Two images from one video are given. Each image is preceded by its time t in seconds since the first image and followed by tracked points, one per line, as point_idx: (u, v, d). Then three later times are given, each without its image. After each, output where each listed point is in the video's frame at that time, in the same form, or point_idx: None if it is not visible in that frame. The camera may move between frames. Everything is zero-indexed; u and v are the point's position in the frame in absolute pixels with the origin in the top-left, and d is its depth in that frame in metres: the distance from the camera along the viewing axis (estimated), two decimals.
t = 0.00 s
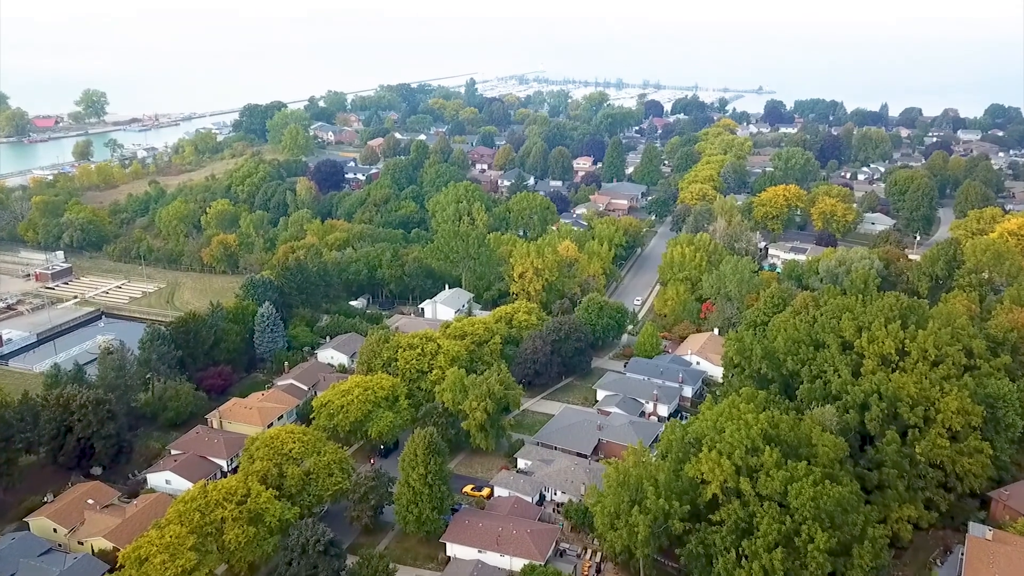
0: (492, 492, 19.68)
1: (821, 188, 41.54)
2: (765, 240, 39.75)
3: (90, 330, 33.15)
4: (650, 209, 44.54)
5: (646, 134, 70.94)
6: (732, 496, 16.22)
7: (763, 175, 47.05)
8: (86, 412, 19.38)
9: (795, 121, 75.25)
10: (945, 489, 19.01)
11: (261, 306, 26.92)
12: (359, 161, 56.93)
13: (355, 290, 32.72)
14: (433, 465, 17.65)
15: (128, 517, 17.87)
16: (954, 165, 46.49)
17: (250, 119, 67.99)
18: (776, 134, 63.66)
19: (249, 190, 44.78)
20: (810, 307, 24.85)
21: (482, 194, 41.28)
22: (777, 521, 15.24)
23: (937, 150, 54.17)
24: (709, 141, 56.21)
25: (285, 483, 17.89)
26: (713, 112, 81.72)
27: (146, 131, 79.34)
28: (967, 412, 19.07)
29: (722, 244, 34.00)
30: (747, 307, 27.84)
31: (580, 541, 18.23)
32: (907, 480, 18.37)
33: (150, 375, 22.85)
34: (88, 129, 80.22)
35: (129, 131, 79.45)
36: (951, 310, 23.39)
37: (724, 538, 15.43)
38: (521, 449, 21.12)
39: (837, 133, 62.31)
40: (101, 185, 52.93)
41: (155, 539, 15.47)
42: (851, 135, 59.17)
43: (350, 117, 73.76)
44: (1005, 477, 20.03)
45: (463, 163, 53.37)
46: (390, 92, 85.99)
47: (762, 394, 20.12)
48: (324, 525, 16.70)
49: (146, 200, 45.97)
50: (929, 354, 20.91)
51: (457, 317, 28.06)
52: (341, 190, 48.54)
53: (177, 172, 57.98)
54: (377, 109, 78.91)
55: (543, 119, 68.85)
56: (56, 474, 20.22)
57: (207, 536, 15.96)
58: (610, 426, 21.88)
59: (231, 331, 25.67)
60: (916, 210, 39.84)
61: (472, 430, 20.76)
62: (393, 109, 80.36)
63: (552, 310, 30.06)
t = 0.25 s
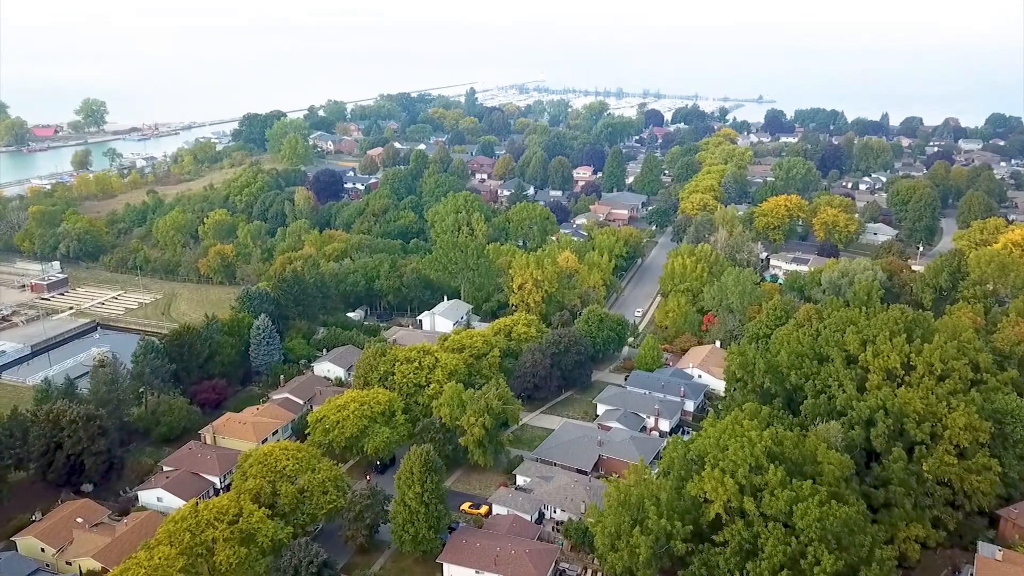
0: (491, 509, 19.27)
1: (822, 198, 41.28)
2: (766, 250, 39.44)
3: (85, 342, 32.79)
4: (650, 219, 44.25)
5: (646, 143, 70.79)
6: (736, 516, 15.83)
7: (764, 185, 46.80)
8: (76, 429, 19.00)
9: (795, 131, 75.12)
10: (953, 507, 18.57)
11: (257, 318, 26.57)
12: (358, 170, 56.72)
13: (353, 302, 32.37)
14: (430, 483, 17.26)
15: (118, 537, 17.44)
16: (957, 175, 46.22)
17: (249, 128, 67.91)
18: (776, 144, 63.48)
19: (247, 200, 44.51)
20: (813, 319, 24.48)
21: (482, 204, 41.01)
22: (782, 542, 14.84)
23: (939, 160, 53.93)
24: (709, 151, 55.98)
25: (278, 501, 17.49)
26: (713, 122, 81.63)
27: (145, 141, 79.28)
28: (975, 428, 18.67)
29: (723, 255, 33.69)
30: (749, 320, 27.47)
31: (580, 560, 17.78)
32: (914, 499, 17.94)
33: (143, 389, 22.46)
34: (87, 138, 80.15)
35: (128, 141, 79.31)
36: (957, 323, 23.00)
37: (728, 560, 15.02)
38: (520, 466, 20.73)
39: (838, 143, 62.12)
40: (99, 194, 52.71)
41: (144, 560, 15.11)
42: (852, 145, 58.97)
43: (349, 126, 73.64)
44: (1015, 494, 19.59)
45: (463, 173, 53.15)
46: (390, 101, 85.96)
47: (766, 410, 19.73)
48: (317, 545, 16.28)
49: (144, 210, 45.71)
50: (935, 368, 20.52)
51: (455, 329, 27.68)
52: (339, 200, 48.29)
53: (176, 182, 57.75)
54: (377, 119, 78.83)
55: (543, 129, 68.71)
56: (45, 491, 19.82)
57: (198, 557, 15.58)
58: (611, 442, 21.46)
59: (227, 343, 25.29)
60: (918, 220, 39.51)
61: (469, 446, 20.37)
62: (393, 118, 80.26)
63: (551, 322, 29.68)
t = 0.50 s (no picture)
0: (488, 528, 18.85)
1: (824, 209, 41.02)
2: (767, 261, 39.12)
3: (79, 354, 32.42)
4: (650, 229, 43.95)
5: (646, 153, 70.65)
6: (740, 536, 15.42)
7: (765, 195, 46.55)
8: (65, 445, 18.60)
9: (796, 140, 74.97)
10: (962, 526, 18.12)
11: (252, 331, 26.19)
12: (357, 180, 56.50)
13: (350, 313, 31.99)
14: (426, 502, 16.87)
15: (106, 556, 16.98)
16: (959, 185, 45.94)
17: (248, 137, 67.77)
18: (777, 153, 63.27)
19: (244, 210, 44.21)
20: (816, 331, 24.12)
21: (481, 214, 40.69)
22: (787, 564, 14.44)
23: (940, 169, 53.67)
24: (709, 160, 55.74)
25: (271, 520, 17.10)
26: (713, 131, 81.52)
27: (144, 150, 79.17)
28: (983, 445, 18.26)
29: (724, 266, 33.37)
30: (751, 332, 27.11)
31: None
32: (921, 517, 17.51)
33: (135, 403, 22.06)
34: (86, 148, 80.05)
35: (127, 150, 79.15)
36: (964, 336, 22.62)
37: None
38: (518, 482, 20.32)
39: (838, 152, 61.90)
40: (97, 204, 52.48)
41: None
42: (853, 154, 58.76)
43: (349, 136, 73.50)
44: None
45: (462, 183, 52.95)
46: (390, 111, 85.90)
47: (769, 426, 19.36)
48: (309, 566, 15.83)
49: (141, 220, 45.42)
50: (941, 383, 20.13)
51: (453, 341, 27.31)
52: (338, 210, 48.02)
53: (174, 191, 57.50)
54: (377, 128, 78.73)
55: (543, 138, 68.56)
56: (34, 509, 19.39)
57: None
58: (611, 458, 21.06)
59: (221, 356, 24.91)
60: (921, 231, 39.19)
61: (467, 463, 19.98)
62: (392, 128, 80.10)
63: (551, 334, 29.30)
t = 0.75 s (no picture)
0: (486, 546, 18.42)
1: (826, 218, 40.73)
2: (769, 271, 38.78)
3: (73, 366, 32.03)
4: (651, 239, 43.65)
5: (646, 162, 70.47)
6: (744, 557, 15.02)
7: (766, 205, 46.27)
8: (53, 461, 18.20)
9: (796, 149, 74.79)
10: (971, 545, 17.64)
11: (247, 343, 25.80)
12: (356, 189, 56.25)
13: (348, 324, 31.62)
14: (422, 521, 16.46)
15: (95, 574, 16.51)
16: (961, 194, 45.65)
17: (247, 146, 67.62)
18: (777, 162, 63.06)
19: (242, 219, 43.91)
20: (820, 343, 23.78)
21: (480, 224, 40.40)
22: None
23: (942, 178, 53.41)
24: (710, 170, 55.48)
25: (263, 539, 16.71)
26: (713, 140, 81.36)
27: (144, 159, 79.03)
28: (992, 461, 17.81)
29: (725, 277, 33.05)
30: (753, 344, 26.72)
31: None
32: (929, 537, 17.06)
33: (128, 417, 21.64)
34: (85, 156, 79.92)
35: (126, 158, 79.00)
36: (970, 349, 22.24)
37: None
38: (517, 499, 19.91)
39: (839, 161, 61.65)
40: (95, 213, 52.26)
41: None
42: (854, 164, 58.54)
43: (348, 145, 73.35)
44: None
45: (461, 193, 52.71)
46: (390, 119, 85.81)
47: (773, 442, 18.97)
48: None
49: (138, 230, 45.11)
50: (947, 398, 19.73)
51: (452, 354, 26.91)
52: (336, 219, 47.73)
53: (172, 200, 57.27)
54: (376, 137, 78.60)
55: (543, 146, 68.39)
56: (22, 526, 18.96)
57: None
58: (611, 474, 20.64)
59: (216, 369, 24.49)
60: (924, 241, 38.86)
61: (465, 479, 19.57)
62: (392, 136, 79.98)
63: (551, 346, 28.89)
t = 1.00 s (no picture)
0: (484, 565, 18.01)
1: (827, 228, 40.44)
2: (771, 281, 38.44)
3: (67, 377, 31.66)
4: (651, 249, 43.34)
5: (647, 170, 70.27)
6: None
7: (767, 214, 46.00)
8: (41, 478, 17.81)
9: (797, 158, 74.62)
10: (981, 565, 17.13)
11: (242, 355, 25.40)
12: (355, 199, 56.02)
13: (345, 335, 31.23)
14: (418, 541, 16.06)
15: None
16: (963, 204, 45.35)
17: (246, 155, 67.47)
18: (778, 171, 62.84)
19: (240, 228, 43.60)
20: (824, 356, 23.40)
21: (479, 233, 40.08)
22: None
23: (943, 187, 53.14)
24: (710, 179, 55.25)
25: (255, 559, 16.32)
26: (713, 148, 81.19)
27: (143, 167, 78.89)
28: (1001, 478, 17.33)
29: (727, 287, 32.71)
30: (756, 357, 26.34)
31: None
32: (938, 556, 16.56)
33: (119, 431, 21.26)
34: (85, 165, 79.81)
35: (126, 167, 78.88)
36: (977, 361, 21.80)
37: None
38: (515, 517, 19.50)
39: (840, 170, 61.42)
40: (92, 222, 52.04)
41: None
42: (855, 173, 58.33)
43: (348, 153, 73.21)
44: None
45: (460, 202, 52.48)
46: (390, 128, 85.73)
47: (777, 459, 18.58)
48: None
49: (135, 239, 44.84)
50: (954, 412, 19.31)
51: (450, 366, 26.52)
52: (335, 228, 47.45)
53: (170, 209, 57.03)
54: (376, 146, 78.47)
55: (543, 155, 68.20)
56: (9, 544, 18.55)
57: None
58: (612, 490, 20.25)
59: (210, 382, 24.08)
60: (926, 251, 38.53)
61: (462, 496, 19.17)
62: (392, 145, 79.84)
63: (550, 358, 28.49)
